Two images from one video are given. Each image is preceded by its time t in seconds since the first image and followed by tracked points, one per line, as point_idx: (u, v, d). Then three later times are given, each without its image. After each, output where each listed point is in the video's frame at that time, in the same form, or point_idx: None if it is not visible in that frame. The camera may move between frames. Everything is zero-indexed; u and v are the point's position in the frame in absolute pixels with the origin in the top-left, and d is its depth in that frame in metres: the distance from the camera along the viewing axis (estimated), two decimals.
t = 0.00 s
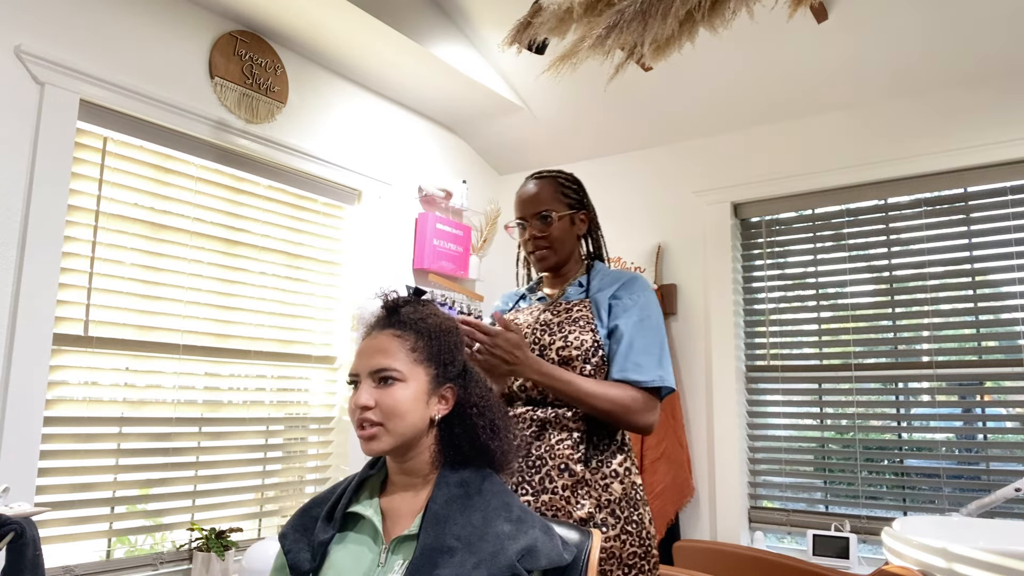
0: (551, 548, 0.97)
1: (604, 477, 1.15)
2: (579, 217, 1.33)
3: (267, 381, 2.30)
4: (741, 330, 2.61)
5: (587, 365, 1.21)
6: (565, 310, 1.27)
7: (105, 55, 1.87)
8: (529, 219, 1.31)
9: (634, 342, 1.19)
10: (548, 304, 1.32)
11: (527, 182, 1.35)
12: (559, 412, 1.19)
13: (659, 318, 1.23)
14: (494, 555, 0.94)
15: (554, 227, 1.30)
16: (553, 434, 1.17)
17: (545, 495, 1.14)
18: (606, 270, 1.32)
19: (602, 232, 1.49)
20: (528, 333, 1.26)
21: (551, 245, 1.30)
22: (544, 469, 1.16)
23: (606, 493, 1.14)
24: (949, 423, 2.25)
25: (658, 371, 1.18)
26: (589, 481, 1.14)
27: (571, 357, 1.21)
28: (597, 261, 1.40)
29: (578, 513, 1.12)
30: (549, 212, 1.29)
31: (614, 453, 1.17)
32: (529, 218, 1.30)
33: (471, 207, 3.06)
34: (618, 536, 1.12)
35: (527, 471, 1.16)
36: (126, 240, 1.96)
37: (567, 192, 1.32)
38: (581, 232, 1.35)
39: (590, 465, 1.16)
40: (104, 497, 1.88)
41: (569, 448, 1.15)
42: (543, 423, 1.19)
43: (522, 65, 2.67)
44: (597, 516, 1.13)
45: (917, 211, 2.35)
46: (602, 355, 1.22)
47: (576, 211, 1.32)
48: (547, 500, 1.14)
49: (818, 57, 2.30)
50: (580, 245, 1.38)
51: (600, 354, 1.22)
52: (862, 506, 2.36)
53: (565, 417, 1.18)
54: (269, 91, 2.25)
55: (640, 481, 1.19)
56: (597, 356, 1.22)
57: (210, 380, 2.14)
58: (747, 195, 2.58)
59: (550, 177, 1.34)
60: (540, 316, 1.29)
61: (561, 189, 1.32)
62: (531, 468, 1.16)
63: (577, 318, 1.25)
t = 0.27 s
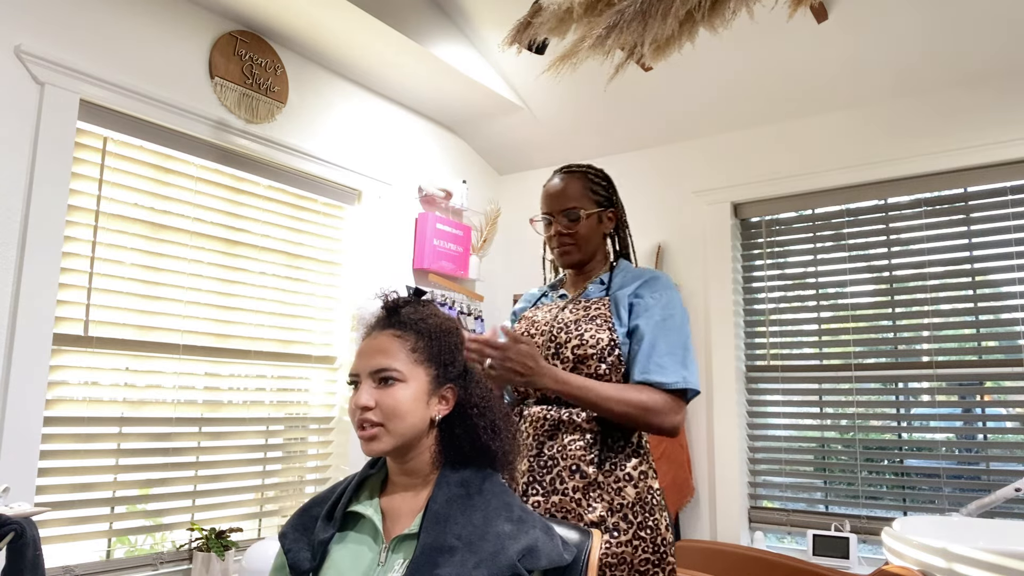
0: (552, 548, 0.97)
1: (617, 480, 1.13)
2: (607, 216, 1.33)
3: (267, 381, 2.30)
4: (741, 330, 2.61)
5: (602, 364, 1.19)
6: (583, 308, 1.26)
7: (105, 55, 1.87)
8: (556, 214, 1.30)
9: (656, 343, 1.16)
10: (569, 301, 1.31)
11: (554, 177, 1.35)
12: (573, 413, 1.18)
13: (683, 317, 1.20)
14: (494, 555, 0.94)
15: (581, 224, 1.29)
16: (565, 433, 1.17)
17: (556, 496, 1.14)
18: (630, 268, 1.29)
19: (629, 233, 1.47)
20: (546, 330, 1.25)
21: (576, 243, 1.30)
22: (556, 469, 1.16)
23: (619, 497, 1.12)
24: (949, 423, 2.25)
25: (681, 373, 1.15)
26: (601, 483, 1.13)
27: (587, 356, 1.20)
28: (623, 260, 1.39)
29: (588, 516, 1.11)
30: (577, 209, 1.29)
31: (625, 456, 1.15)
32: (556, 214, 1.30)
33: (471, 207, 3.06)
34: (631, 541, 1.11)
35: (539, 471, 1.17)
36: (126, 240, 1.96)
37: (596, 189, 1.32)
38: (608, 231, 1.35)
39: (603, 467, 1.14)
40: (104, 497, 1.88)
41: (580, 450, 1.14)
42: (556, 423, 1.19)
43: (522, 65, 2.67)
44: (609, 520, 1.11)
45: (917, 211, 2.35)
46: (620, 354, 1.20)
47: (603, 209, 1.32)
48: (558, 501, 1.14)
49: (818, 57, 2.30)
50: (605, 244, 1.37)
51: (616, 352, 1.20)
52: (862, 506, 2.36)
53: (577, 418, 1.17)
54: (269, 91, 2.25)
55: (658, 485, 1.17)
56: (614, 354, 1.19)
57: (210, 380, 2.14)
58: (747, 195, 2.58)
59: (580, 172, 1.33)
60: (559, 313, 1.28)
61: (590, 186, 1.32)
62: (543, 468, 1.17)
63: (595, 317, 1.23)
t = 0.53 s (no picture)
0: (551, 548, 0.97)
1: (624, 483, 1.13)
2: (617, 216, 1.33)
3: (267, 381, 2.30)
4: (741, 330, 2.61)
5: (610, 366, 1.18)
6: (593, 310, 1.25)
7: (106, 55, 1.87)
8: (567, 219, 1.30)
9: (673, 351, 1.15)
10: (580, 302, 1.31)
11: (561, 179, 1.34)
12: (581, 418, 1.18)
13: (699, 325, 1.18)
14: (494, 554, 0.95)
15: (593, 229, 1.29)
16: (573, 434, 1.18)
17: (563, 499, 1.14)
18: (643, 271, 1.29)
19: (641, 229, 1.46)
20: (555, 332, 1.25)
21: (588, 247, 1.30)
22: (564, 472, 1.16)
23: (627, 500, 1.12)
24: (949, 423, 2.25)
25: (700, 382, 1.13)
26: (609, 486, 1.13)
27: (595, 358, 1.19)
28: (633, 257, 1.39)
29: (595, 519, 1.11)
30: (589, 214, 1.28)
31: (631, 458, 1.14)
32: (567, 219, 1.30)
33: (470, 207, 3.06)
34: (638, 544, 1.10)
35: (547, 474, 1.17)
36: (126, 240, 1.96)
37: (606, 190, 1.32)
38: (619, 230, 1.35)
39: (611, 470, 1.14)
40: (104, 497, 1.88)
41: (587, 452, 1.15)
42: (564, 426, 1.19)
43: (522, 65, 2.67)
44: (616, 523, 1.11)
45: (917, 211, 2.35)
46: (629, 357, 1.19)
47: (615, 210, 1.32)
48: (565, 504, 1.14)
49: (818, 57, 2.30)
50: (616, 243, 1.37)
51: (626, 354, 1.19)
52: (862, 506, 2.36)
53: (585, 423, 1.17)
54: (269, 91, 2.25)
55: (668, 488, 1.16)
56: (623, 356, 1.19)
57: (210, 380, 2.14)
58: (747, 195, 2.58)
59: (589, 173, 1.32)
60: (568, 314, 1.27)
61: (600, 188, 1.31)
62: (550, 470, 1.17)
63: (605, 318, 1.22)
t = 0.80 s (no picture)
0: (551, 548, 0.96)
1: (625, 484, 1.13)
2: (618, 212, 1.33)
3: (267, 381, 2.30)
4: (741, 330, 2.61)
5: (610, 367, 1.19)
6: (593, 310, 1.25)
7: (105, 55, 1.87)
8: (566, 212, 1.30)
9: (682, 356, 1.14)
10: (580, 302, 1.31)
11: (562, 174, 1.34)
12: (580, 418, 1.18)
13: (705, 328, 1.17)
14: (494, 553, 0.94)
15: (592, 222, 1.29)
16: (573, 434, 1.17)
17: (564, 501, 1.15)
18: (643, 270, 1.29)
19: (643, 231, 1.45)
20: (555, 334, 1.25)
21: (587, 241, 1.30)
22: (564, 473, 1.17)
23: (627, 500, 1.12)
24: (949, 423, 2.25)
25: (709, 387, 1.13)
26: (609, 487, 1.13)
27: (595, 358, 1.19)
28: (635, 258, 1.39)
29: (596, 520, 1.11)
30: (588, 207, 1.28)
31: (633, 458, 1.14)
32: (567, 211, 1.29)
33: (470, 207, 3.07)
34: (639, 545, 1.10)
35: (547, 475, 1.17)
36: (126, 240, 1.96)
37: (607, 185, 1.32)
38: (620, 228, 1.35)
39: (612, 471, 1.14)
40: (104, 497, 1.88)
41: (587, 454, 1.14)
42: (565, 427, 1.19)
43: (522, 65, 2.67)
44: (617, 524, 1.11)
45: (917, 211, 2.35)
46: (629, 357, 1.18)
47: (615, 206, 1.32)
48: (565, 505, 1.15)
49: (818, 57, 2.30)
50: (617, 241, 1.37)
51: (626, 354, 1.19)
52: (862, 506, 2.36)
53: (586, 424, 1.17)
54: (269, 91, 2.25)
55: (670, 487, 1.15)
56: (623, 356, 1.18)
57: (210, 380, 2.14)
58: (747, 195, 2.58)
59: (590, 168, 1.33)
60: (568, 315, 1.27)
61: (601, 182, 1.31)
62: (550, 472, 1.17)
63: (604, 319, 1.23)
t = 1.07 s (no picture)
0: (551, 548, 0.97)
1: (629, 482, 1.12)
2: (618, 215, 1.34)
3: (267, 381, 2.30)
4: (741, 330, 2.61)
5: (613, 366, 1.19)
6: (595, 310, 1.26)
7: (106, 55, 1.87)
8: (567, 217, 1.30)
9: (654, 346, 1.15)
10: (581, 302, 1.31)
11: (563, 179, 1.34)
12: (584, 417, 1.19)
13: (690, 327, 1.17)
14: (495, 554, 0.94)
15: (593, 227, 1.29)
16: (578, 433, 1.18)
17: (568, 499, 1.15)
18: (644, 270, 1.29)
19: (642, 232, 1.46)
20: (558, 333, 1.25)
21: (589, 244, 1.30)
22: (568, 472, 1.17)
23: (631, 499, 1.12)
24: (949, 423, 2.25)
25: (675, 375, 1.12)
26: (614, 485, 1.13)
27: (598, 357, 1.19)
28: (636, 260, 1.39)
29: (601, 519, 1.11)
30: (590, 211, 1.28)
31: (635, 457, 1.14)
32: (568, 216, 1.30)
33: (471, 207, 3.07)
34: (643, 543, 1.11)
35: (552, 473, 1.17)
36: (126, 240, 1.96)
37: (607, 189, 1.32)
38: (619, 230, 1.35)
39: (617, 469, 1.14)
40: (104, 497, 1.88)
41: (592, 452, 1.15)
42: (568, 425, 1.20)
43: (522, 65, 2.67)
44: (622, 522, 1.11)
45: (917, 211, 2.35)
46: (631, 356, 1.19)
47: (615, 209, 1.32)
48: (570, 503, 1.15)
49: (818, 57, 2.30)
50: (617, 243, 1.37)
51: (627, 353, 1.19)
52: (862, 506, 2.36)
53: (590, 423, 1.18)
54: (269, 91, 2.25)
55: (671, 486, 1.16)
56: (625, 356, 1.19)
57: (210, 380, 2.14)
58: (748, 195, 2.58)
59: (590, 173, 1.33)
60: (570, 314, 1.27)
61: (601, 186, 1.31)
62: (555, 470, 1.17)
63: (606, 318, 1.23)
